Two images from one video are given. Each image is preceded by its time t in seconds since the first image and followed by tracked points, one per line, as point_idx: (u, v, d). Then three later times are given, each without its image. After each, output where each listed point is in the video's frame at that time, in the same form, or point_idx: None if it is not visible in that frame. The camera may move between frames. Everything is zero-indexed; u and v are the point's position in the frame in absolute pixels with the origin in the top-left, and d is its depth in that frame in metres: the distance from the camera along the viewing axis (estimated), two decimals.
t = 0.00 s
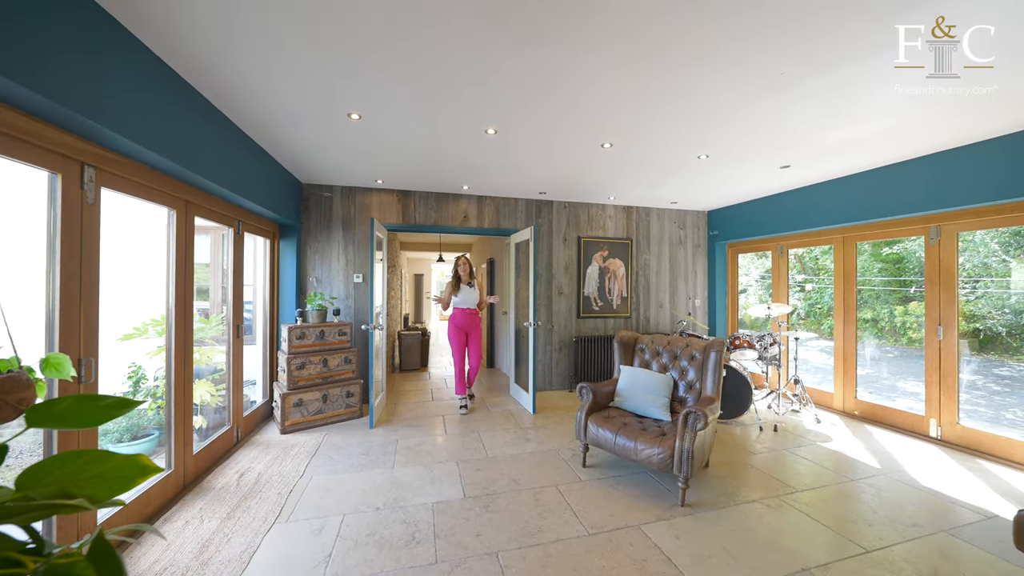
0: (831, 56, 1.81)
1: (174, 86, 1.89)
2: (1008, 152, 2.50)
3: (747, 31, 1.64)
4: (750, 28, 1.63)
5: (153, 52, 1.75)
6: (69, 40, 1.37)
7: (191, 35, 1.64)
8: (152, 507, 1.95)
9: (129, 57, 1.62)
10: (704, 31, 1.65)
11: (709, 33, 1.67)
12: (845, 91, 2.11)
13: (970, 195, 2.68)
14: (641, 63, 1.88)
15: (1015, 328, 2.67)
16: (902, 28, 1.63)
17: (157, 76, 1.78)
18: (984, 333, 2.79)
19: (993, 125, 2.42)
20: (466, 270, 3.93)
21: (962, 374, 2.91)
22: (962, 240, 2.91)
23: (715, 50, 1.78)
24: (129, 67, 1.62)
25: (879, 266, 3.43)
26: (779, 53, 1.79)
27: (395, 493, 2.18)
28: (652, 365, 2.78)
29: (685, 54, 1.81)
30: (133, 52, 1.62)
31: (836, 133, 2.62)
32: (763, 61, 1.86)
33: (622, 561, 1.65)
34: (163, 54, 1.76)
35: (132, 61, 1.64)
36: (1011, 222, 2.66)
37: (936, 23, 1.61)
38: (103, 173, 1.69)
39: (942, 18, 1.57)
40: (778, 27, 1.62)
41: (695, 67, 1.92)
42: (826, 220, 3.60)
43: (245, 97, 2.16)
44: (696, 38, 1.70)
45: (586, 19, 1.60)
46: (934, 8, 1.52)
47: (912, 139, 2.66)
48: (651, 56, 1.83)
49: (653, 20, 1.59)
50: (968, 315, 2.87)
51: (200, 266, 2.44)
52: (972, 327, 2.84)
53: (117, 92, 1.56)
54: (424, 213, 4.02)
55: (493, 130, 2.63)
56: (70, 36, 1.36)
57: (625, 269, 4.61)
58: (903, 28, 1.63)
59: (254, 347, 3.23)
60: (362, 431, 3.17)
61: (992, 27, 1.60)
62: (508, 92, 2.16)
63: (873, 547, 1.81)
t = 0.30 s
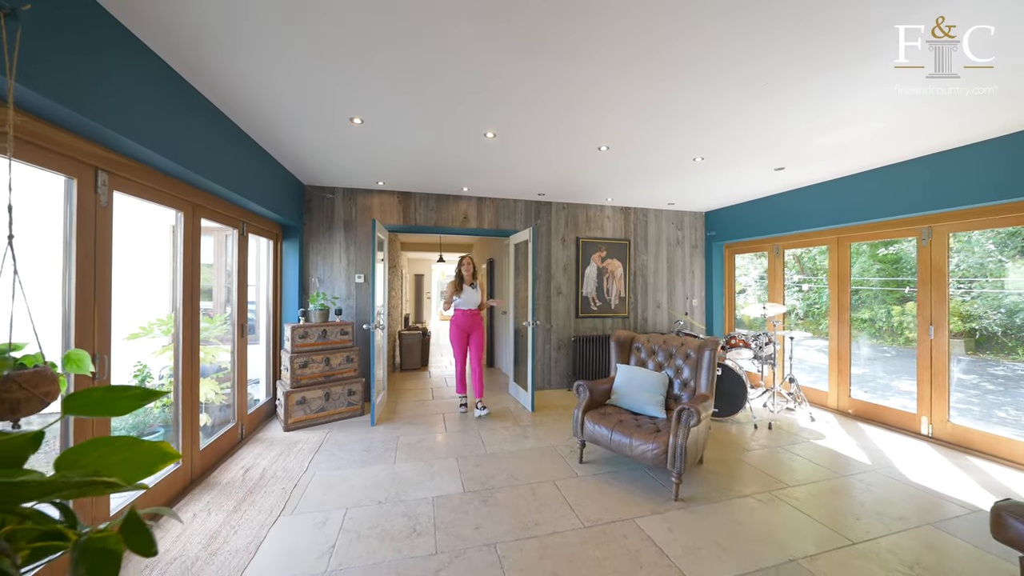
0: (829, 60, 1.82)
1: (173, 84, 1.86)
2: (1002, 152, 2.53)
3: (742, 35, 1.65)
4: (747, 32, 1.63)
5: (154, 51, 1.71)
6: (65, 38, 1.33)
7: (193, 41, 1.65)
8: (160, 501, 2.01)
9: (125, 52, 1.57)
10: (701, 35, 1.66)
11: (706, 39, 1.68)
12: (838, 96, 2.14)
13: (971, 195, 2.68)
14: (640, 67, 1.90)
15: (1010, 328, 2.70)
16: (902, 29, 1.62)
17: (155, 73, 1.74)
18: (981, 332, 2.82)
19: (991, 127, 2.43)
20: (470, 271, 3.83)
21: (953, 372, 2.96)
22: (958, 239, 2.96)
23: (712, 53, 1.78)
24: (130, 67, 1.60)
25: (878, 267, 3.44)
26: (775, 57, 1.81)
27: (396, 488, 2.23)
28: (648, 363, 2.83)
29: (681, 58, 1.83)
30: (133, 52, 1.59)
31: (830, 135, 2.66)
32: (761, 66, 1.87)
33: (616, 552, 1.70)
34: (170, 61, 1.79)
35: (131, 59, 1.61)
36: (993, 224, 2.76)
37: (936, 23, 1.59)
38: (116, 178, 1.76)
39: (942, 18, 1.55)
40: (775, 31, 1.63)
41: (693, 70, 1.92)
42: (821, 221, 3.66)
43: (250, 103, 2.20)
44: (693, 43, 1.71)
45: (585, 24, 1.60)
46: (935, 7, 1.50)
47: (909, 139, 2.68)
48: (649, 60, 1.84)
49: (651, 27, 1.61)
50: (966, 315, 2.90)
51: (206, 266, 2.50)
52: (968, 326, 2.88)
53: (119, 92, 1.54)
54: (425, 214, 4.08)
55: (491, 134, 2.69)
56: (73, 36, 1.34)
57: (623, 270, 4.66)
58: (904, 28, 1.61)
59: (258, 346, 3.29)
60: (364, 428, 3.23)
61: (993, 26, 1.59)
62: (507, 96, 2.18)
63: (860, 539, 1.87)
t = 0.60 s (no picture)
0: (825, 62, 1.86)
1: (175, 86, 1.87)
2: (999, 153, 2.55)
3: (745, 36, 1.67)
4: (748, 33, 1.65)
5: (157, 55, 1.73)
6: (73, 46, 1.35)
7: (199, 46, 1.67)
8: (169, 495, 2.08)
9: (130, 56, 1.58)
10: (700, 37, 1.69)
11: (704, 42, 1.72)
12: (831, 99, 2.19)
13: (970, 196, 2.70)
14: (640, 69, 1.92)
15: (1004, 328, 2.74)
16: (902, 29, 1.63)
17: (159, 77, 1.75)
18: (975, 332, 2.87)
19: (985, 128, 2.46)
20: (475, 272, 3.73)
21: (943, 371, 3.03)
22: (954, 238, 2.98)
23: (711, 54, 1.81)
24: (136, 72, 1.62)
25: (875, 269, 3.47)
26: (772, 59, 1.84)
27: (397, 483, 2.30)
28: (643, 362, 2.90)
29: (680, 60, 1.86)
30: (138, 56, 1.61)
31: (822, 138, 2.71)
32: (759, 67, 1.91)
33: (610, 543, 1.77)
34: (177, 68, 1.83)
35: (137, 63, 1.63)
36: (985, 225, 2.81)
37: (936, 23, 1.60)
38: (128, 183, 1.83)
39: (941, 18, 1.57)
40: (772, 34, 1.66)
41: (692, 70, 1.94)
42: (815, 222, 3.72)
43: (254, 107, 2.25)
44: (693, 45, 1.74)
45: (585, 27, 1.63)
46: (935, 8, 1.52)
47: (903, 141, 2.71)
48: (648, 63, 1.88)
49: (650, 30, 1.65)
50: (961, 315, 2.94)
51: (211, 267, 2.57)
52: (963, 326, 2.93)
53: (127, 98, 1.57)
54: (425, 216, 4.14)
55: (490, 139, 2.76)
56: (85, 46, 1.37)
57: (620, 270, 4.72)
58: (904, 28, 1.62)
59: (261, 345, 3.35)
60: (366, 426, 3.30)
61: (992, 27, 1.60)
62: (507, 99, 2.22)
63: (847, 532, 1.93)
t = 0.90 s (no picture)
0: (821, 67, 1.86)
1: (175, 88, 1.88)
2: (1002, 154, 2.52)
3: (745, 36, 1.64)
4: (748, 33, 1.63)
5: (156, 56, 1.74)
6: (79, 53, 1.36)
7: (198, 47, 1.68)
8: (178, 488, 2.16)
9: (130, 59, 1.59)
10: (697, 38, 1.67)
11: (702, 44, 1.71)
12: (825, 103, 2.21)
13: (968, 196, 2.70)
14: (639, 70, 1.92)
15: (998, 328, 2.76)
16: (901, 29, 1.60)
17: (158, 79, 1.76)
18: (971, 332, 2.89)
19: (981, 132, 2.47)
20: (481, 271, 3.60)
21: (932, 370, 3.09)
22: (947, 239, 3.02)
23: (710, 55, 1.79)
24: (135, 73, 1.63)
25: (873, 270, 3.49)
26: (768, 62, 1.84)
27: (397, 479, 2.36)
28: (638, 362, 2.96)
29: (676, 61, 1.85)
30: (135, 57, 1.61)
31: (816, 141, 2.75)
32: (757, 70, 1.90)
33: (603, 536, 1.82)
34: (181, 71, 1.87)
35: (137, 66, 1.64)
36: (977, 227, 2.85)
37: (936, 23, 1.57)
38: (137, 188, 1.89)
39: (942, 18, 1.53)
40: (770, 37, 1.65)
41: (692, 71, 1.93)
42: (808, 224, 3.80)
43: (255, 109, 2.28)
44: (692, 46, 1.73)
45: (585, 26, 1.62)
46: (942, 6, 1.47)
47: (899, 144, 2.72)
48: (647, 63, 1.87)
49: (649, 32, 1.64)
50: (957, 315, 2.97)
51: (215, 267, 2.64)
52: (959, 326, 2.95)
53: (131, 103, 1.60)
54: (425, 218, 4.20)
55: (489, 143, 2.85)
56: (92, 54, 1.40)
57: (618, 271, 4.78)
58: (903, 28, 1.59)
59: (264, 345, 3.42)
60: (366, 424, 3.36)
61: (993, 27, 1.57)
62: (505, 101, 2.24)
63: (833, 525, 1.99)
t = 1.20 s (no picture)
0: (819, 67, 1.89)
1: (175, 91, 1.91)
2: (998, 155, 2.55)
3: (747, 35, 1.66)
4: (750, 33, 1.65)
5: (157, 59, 1.76)
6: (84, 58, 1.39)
7: (204, 52, 1.71)
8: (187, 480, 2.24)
9: (137, 66, 1.65)
10: (699, 37, 1.68)
11: (698, 44, 1.73)
12: (820, 104, 2.24)
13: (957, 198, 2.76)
14: (639, 70, 1.95)
15: (993, 328, 2.77)
16: (902, 29, 1.62)
17: (166, 87, 1.83)
18: (966, 332, 2.91)
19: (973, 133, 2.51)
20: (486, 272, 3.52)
21: (921, 369, 3.14)
22: (935, 240, 3.09)
23: (710, 55, 1.82)
24: (134, 75, 1.64)
25: (870, 270, 3.50)
26: (767, 62, 1.86)
27: (397, 475, 2.42)
28: (633, 361, 3.02)
29: (676, 61, 1.87)
30: (134, 59, 1.61)
31: (809, 143, 2.80)
32: (753, 70, 1.93)
33: (596, 529, 1.88)
34: (186, 78, 1.92)
35: (137, 69, 1.66)
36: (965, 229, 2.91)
37: (936, 23, 1.59)
38: (145, 192, 1.95)
39: (941, 18, 1.55)
40: (770, 35, 1.67)
41: (692, 71, 1.95)
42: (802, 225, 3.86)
43: (254, 112, 2.30)
44: (692, 46, 1.75)
45: (586, 26, 1.63)
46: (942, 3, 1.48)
47: (892, 145, 2.76)
48: (647, 64, 1.89)
49: (650, 34, 1.67)
50: (952, 315, 2.98)
51: (219, 268, 2.70)
52: (954, 326, 2.96)
53: (135, 108, 1.64)
54: (425, 219, 4.26)
55: (485, 147, 2.92)
56: (102, 64, 1.46)
57: (615, 271, 4.83)
58: (904, 28, 1.62)
59: (267, 344, 3.48)
60: (367, 422, 3.42)
61: (993, 26, 1.59)
62: (504, 103, 2.28)
63: (819, 518, 2.05)
